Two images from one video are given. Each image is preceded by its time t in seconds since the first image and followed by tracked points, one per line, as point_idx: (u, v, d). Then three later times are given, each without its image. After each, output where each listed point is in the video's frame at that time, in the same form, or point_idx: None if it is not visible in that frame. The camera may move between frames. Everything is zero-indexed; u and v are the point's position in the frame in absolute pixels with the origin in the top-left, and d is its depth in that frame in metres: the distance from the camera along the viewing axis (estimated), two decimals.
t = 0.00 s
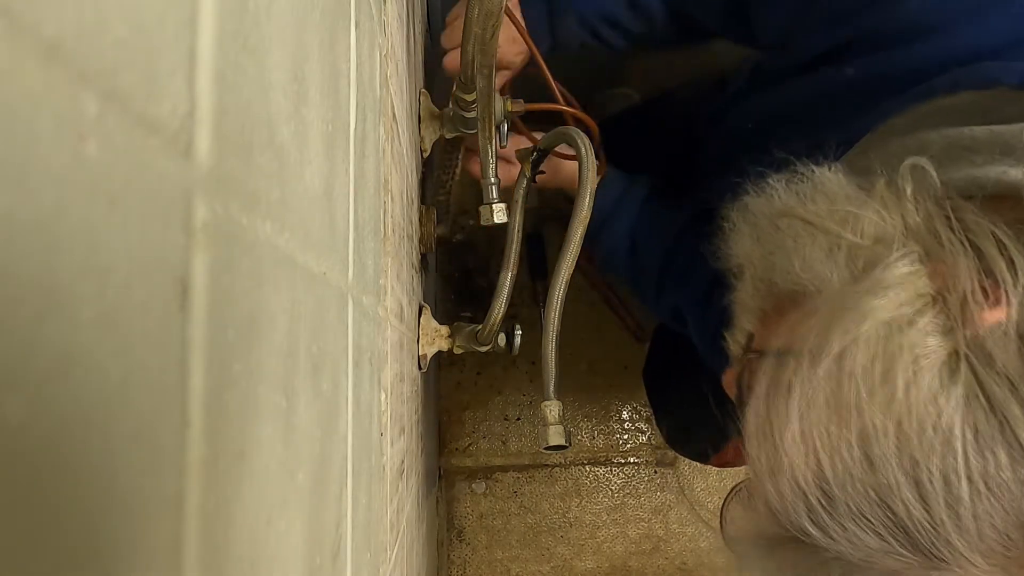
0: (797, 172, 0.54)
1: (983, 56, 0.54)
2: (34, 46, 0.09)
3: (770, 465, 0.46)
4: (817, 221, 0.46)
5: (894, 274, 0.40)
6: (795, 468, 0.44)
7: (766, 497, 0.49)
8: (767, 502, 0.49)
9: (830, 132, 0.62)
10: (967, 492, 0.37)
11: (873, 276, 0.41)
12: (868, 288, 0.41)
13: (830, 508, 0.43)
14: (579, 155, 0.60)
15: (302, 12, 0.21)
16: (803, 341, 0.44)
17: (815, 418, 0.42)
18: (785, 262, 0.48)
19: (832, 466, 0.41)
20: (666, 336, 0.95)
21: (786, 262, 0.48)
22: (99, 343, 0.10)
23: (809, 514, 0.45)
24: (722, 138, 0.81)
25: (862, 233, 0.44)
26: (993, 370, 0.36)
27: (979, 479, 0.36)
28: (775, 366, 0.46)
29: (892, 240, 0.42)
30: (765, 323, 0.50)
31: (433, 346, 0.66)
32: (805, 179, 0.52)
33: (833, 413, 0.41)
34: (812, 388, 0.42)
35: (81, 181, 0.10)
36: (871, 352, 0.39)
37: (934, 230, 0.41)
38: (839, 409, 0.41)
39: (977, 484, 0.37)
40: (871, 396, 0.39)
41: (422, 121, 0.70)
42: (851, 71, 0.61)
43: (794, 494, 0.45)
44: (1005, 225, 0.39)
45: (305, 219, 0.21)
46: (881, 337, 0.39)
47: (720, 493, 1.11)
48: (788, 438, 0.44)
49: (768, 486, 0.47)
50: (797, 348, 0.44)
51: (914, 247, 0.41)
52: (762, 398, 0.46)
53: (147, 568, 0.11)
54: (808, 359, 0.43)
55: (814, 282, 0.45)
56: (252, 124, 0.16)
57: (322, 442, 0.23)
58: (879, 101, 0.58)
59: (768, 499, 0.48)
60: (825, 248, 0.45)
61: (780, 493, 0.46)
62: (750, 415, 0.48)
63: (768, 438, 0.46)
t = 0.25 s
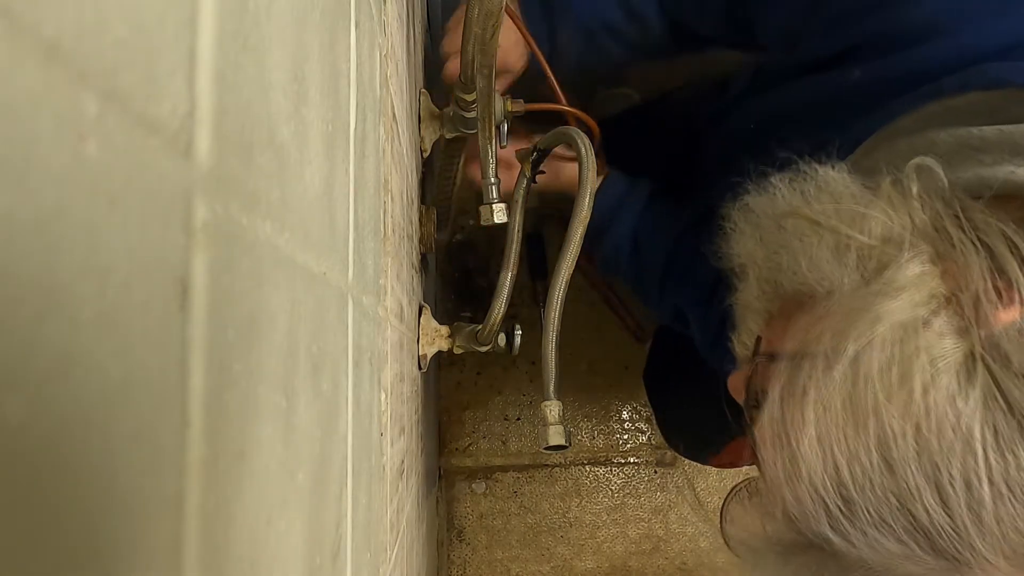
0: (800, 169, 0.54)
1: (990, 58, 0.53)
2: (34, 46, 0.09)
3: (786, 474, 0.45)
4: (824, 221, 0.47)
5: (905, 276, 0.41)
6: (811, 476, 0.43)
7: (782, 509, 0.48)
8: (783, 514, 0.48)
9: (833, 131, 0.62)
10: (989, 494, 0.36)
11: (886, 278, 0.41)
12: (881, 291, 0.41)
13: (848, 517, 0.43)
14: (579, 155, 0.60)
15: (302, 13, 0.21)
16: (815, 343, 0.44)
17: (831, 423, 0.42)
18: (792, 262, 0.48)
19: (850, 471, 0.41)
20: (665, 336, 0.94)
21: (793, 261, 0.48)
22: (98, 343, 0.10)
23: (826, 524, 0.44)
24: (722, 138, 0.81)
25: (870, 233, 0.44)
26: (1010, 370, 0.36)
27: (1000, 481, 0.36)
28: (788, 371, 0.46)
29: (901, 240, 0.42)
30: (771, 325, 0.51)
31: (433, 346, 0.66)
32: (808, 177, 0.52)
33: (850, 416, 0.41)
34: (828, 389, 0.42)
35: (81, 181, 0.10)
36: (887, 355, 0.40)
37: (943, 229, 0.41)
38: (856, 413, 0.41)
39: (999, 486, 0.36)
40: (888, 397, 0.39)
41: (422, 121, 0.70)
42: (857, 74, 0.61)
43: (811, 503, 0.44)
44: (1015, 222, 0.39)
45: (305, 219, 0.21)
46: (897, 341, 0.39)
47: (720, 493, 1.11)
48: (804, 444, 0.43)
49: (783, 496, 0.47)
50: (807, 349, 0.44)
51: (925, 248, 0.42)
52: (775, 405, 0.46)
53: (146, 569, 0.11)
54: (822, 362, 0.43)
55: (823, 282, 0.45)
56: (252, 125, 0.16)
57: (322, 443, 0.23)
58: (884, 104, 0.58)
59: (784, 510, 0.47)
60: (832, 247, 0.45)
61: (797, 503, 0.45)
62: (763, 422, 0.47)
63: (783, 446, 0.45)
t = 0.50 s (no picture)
0: (798, 171, 0.54)
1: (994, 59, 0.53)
2: (35, 45, 0.09)
3: (780, 474, 0.45)
4: (821, 222, 0.46)
5: (901, 276, 0.40)
6: (806, 476, 0.43)
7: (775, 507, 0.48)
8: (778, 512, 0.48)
9: (833, 133, 0.62)
10: (985, 494, 0.37)
11: (880, 278, 0.41)
12: (877, 291, 0.41)
13: (842, 517, 0.43)
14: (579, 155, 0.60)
15: (303, 14, 0.21)
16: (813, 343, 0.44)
17: (827, 423, 0.42)
18: (788, 262, 0.48)
19: (845, 470, 0.41)
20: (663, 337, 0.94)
21: (789, 260, 0.48)
22: (99, 343, 0.10)
23: (821, 522, 0.44)
24: (722, 139, 0.81)
25: (866, 232, 0.44)
26: (1007, 371, 0.36)
27: (996, 480, 0.36)
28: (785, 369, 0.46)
29: (897, 240, 0.42)
30: (769, 325, 0.50)
31: (433, 346, 0.66)
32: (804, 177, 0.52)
33: (846, 416, 0.41)
34: (824, 390, 0.42)
35: (82, 180, 0.10)
36: (882, 355, 0.39)
37: (940, 229, 0.41)
38: (852, 413, 0.40)
39: (996, 486, 0.36)
40: (884, 397, 0.39)
41: (422, 121, 0.70)
42: (858, 75, 0.61)
43: (806, 502, 0.44)
44: (1012, 223, 0.39)
45: (304, 219, 0.21)
46: (893, 341, 0.39)
47: (720, 493, 1.11)
48: (800, 444, 0.43)
49: (777, 495, 0.47)
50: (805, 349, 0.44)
51: (921, 247, 0.41)
52: (771, 404, 0.46)
53: (147, 567, 0.11)
54: (818, 362, 0.43)
55: (819, 282, 0.45)
56: (252, 124, 0.16)
57: (322, 443, 0.23)
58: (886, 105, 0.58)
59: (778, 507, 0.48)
60: (829, 246, 0.45)
61: (791, 502, 0.46)
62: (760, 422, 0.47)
63: (778, 446, 0.45)
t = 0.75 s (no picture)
0: (801, 168, 0.54)
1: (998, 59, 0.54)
2: (35, 45, 0.09)
3: (780, 468, 0.46)
4: (823, 219, 0.46)
5: (903, 272, 0.40)
6: (806, 468, 0.44)
7: (776, 501, 0.48)
8: (778, 506, 0.49)
9: (834, 133, 0.62)
10: (982, 489, 0.37)
11: (881, 273, 0.41)
12: (877, 286, 0.41)
13: (843, 510, 0.43)
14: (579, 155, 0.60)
15: (303, 14, 0.21)
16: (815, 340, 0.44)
17: (826, 416, 0.42)
18: (790, 258, 0.47)
19: (845, 463, 0.41)
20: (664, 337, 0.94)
21: (791, 257, 0.47)
22: (99, 343, 0.10)
23: (821, 515, 0.45)
24: (722, 139, 0.81)
25: (868, 229, 0.43)
26: (1006, 366, 0.36)
27: (993, 475, 0.36)
28: (786, 364, 0.46)
29: (900, 237, 0.42)
30: (770, 320, 0.50)
31: (433, 346, 0.66)
32: (807, 174, 0.52)
33: (845, 410, 0.41)
34: (824, 383, 0.42)
35: (82, 180, 0.10)
36: (882, 350, 0.39)
37: (942, 226, 0.41)
38: (851, 407, 0.41)
39: (993, 481, 0.36)
40: (883, 391, 0.39)
41: (422, 121, 0.70)
42: (862, 78, 0.61)
43: (806, 496, 0.45)
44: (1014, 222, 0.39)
45: (304, 219, 0.21)
46: (894, 335, 0.39)
47: (720, 493, 1.11)
48: (799, 436, 0.44)
49: (778, 489, 0.47)
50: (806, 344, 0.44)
51: (923, 244, 0.41)
52: (771, 397, 0.46)
53: (147, 566, 0.11)
54: (819, 355, 0.43)
55: (821, 279, 0.45)
56: (252, 125, 0.16)
57: (322, 443, 0.23)
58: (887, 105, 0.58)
59: (778, 501, 0.48)
60: (831, 243, 0.45)
61: (792, 495, 0.46)
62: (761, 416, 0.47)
63: (778, 439, 0.46)
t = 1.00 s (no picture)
0: (805, 172, 0.54)
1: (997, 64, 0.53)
2: (35, 45, 0.09)
3: (785, 471, 0.45)
4: (828, 223, 0.47)
5: (909, 274, 0.40)
6: (811, 471, 0.43)
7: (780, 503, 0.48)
8: (784, 509, 0.48)
9: (834, 133, 0.62)
10: (990, 491, 0.36)
11: (887, 276, 0.41)
12: (883, 288, 0.41)
13: (848, 512, 0.43)
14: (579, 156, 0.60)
15: (303, 15, 0.21)
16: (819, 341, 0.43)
17: (832, 418, 0.42)
18: (795, 263, 0.48)
19: (851, 467, 0.41)
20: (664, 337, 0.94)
21: (796, 260, 0.48)
22: (99, 343, 0.10)
23: (826, 519, 0.44)
24: (723, 139, 0.81)
25: (872, 232, 0.44)
26: (1013, 369, 0.36)
27: (1000, 477, 0.36)
28: (791, 366, 0.46)
29: (905, 240, 0.42)
30: (775, 324, 0.51)
31: (433, 346, 0.66)
32: (811, 178, 0.52)
33: (851, 412, 0.41)
34: (830, 386, 0.42)
35: (82, 180, 0.10)
36: (889, 352, 0.39)
37: (947, 229, 0.41)
38: (857, 409, 0.40)
39: (1001, 484, 0.36)
40: (890, 393, 0.39)
41: (422, 121, 0.70)
42: (862, 80, 0.60)
43: (812, 499, 0.44)
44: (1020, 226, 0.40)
45: (304, 219, 0.21)
46: (899, 338, 0.39)
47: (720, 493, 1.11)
48: (805, 440, 0.43)
49: (783, 491, 0.47)
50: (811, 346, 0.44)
51: (928, 247, 0.41)
52: (776, 398, 0.46)
53: (147, 566, 0.11)
54: (825, 358, 0.43)
55: (826, 281, 0.45)
56: (252, 125, 0.16)
57: (322, 443, 0.23)
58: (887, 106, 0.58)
59: (783, 504, 0.48)
60: (836, 246, 0.45)
61: (797, 498, 0.46)
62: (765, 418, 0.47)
63: (783, 442, 0.45)
